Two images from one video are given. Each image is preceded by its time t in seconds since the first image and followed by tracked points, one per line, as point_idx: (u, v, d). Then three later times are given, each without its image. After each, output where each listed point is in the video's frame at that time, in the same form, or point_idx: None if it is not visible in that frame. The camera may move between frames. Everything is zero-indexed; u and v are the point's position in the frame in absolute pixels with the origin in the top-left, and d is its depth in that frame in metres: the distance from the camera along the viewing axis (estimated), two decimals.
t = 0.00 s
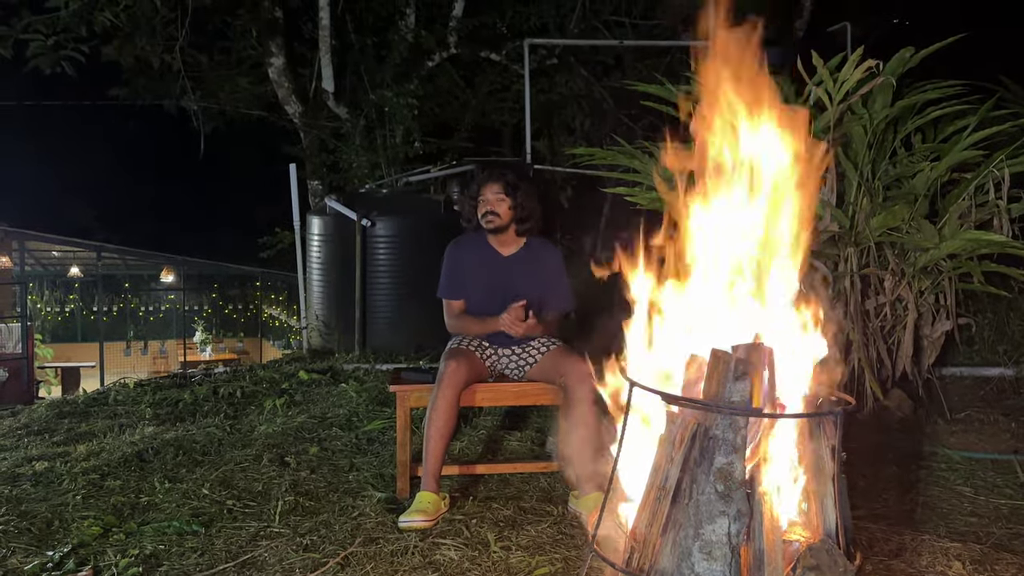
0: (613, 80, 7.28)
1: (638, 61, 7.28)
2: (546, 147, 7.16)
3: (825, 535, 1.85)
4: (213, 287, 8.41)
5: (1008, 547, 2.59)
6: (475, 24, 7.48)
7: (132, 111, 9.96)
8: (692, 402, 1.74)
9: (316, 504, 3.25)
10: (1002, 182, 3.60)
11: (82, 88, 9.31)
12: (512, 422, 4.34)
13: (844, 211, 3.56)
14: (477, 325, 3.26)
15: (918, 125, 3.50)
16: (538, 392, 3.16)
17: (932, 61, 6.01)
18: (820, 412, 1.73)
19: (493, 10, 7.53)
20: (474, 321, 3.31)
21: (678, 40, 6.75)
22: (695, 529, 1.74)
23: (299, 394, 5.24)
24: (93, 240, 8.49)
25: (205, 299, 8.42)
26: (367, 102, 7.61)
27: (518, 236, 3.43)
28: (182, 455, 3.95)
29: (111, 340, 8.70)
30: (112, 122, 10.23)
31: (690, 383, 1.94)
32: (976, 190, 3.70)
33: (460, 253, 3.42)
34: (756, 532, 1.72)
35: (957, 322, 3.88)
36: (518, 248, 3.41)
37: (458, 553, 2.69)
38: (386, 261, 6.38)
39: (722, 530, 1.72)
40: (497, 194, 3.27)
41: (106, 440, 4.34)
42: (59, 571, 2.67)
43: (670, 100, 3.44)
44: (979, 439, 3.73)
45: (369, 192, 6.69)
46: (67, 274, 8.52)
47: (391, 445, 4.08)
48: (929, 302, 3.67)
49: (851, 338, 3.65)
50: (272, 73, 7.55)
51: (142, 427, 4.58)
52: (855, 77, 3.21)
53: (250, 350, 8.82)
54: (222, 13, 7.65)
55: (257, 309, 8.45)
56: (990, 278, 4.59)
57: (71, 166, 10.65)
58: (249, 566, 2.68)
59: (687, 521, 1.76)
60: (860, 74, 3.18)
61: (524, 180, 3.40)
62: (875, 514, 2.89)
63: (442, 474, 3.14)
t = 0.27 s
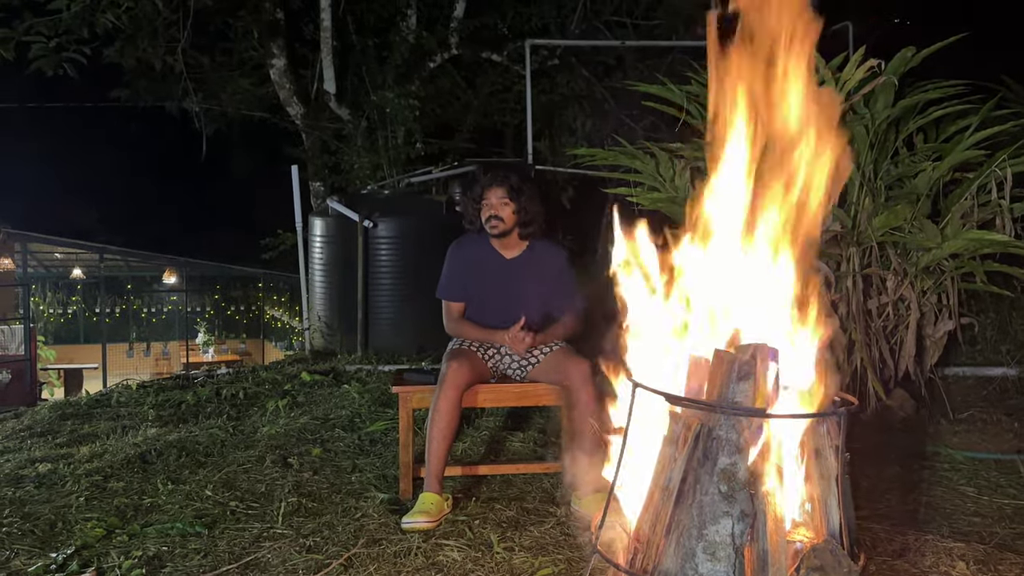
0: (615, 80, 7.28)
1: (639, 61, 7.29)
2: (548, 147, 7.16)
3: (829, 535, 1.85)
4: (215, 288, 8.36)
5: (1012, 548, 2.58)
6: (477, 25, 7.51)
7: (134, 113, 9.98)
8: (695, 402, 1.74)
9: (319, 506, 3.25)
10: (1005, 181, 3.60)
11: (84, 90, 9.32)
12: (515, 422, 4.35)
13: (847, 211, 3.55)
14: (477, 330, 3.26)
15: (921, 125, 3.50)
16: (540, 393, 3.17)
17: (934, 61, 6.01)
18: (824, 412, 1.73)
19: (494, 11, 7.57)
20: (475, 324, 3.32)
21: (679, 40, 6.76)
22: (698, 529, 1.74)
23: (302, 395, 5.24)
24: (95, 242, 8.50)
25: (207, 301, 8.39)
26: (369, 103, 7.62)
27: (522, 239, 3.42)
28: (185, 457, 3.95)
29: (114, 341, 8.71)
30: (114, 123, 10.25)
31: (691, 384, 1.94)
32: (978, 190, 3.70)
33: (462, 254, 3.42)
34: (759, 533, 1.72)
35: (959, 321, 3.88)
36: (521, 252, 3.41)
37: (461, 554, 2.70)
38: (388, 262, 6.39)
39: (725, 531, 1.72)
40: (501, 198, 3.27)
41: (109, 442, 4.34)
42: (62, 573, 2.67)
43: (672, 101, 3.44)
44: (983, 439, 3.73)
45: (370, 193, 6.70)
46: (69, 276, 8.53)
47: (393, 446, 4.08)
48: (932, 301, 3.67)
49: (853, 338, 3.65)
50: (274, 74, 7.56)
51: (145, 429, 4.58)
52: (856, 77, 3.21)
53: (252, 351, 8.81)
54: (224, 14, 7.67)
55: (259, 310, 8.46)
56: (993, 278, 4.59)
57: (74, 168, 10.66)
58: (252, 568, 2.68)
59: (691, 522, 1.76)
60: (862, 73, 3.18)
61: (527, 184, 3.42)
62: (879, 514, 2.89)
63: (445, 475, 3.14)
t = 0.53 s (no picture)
0: (616, 80, 7.29)
1: (640, 61, 7.29)
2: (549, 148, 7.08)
3: (832, 535, 1.85)
4: (217, 290, 8.31)
5: (1015, 547, 2.58)
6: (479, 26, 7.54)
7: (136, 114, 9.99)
8: (698, 402, 1.74)
9: (321, 507, 3.25)
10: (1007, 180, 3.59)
11: (86, 92, 9.35)
12: (517, 423, 4.35)
13: (849, 210, 3.55)
14: (477, 331, 3.27)
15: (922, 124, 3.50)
16: (543, 393, 3.16)
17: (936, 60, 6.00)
18: (827, 412, 1.73)
19: (495, 11, 7.58)
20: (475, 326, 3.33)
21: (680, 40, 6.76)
22: (701, 529, 1.74)
23: (304, 396, 5.24)
24: (98, 244, 8.51)
25: (209, 302, 8.33)
26: (370, 104, 7.63)
27: (524, 240, 3.42)
28: (187, 458, 3.96)
29: (116, 342, 8.72)
30: (116, 125, 10.26)
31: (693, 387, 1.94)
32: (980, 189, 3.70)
33: (464, 255, 3.42)
34: (762, 532, 1.73)
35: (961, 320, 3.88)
36: (523, 253, 3.40)
37: (464, 555, 2.70)
38: (390, 262, 6.39)
39: (728, 531, 1.72)
40: (502, 201, 3.28)
41: (111, 443, 4.35)
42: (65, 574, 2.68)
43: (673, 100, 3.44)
44: (985, 439, 3.73)
45: (371, 194, 6.70)
46: (72, 277, 8.54)
47: (395, 447, 4.08)
48: (934, 300, 3.67)
49: (855, 337, 3.65)
50: (275, 76, 7.55)
51: (147, 430, 4.59)
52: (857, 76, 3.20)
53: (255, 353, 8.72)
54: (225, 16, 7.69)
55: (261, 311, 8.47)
56: (995, 276, 4.58)
57: (75, 170, 10.69)
58: (254, 569, 2.69)
59: (693, 523, 1.76)
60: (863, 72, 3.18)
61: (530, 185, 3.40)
62: (881, 514, 2.89)
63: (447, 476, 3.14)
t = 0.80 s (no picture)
0: (617, 79, 7.29)
1: (641, 60, 7.29)
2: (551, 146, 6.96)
3: (835, 534, 1.84)
4: (220, 290, 8.33)
5: (1019, 545, 2.57)
6: (480, 25, 7.56)
7: (138, 115, 10.00)
8: (700, 401, 1.73)
9: (324, 507, 3.25)
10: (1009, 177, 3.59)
11: (87, 94, 9.37)
12: (519, 422, 4.35)
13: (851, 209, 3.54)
14: (479, 332, 3.28)
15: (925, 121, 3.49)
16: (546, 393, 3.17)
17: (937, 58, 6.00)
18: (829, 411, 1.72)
19: (496, 11, 7.59)
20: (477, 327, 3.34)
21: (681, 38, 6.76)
22: (704, 528, 1.74)
23: (307, 396, 5.25)
24: (100, 244, 8.52)
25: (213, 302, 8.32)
26: (371, 104, 7.63)
27: (526, 240, 3.42)
28: (190, 458, 3.97)
29: (119, 343, 8.74)
30: (118, 126, 10.27)
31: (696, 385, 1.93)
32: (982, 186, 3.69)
33: (466, 256, 3.42)
34: (765, 531, 1.72)
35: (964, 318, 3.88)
36: (526, 253, 3.41)
37: (467, 554, 2.70)
38: (392, 262, 6.40)
39: (731, 529, 1.72)
40: (506, 202, 3.28)
41: (115, 444, 4.36)
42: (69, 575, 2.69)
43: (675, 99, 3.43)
44: (988, 436, 3.72)
45: (373, 194, 6.70)
46: (74, 278, 8.56)
47: (398, 447, 4.09)
48: (936, 298, 3.67)
49: (857, 336, 3.64)
50: (277, 76, 7.55)
51: (150, 430, 4.60)
52: (859, 74, 3.20)
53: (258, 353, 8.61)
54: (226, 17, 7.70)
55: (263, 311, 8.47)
56: (997, 274, 4.58)
57: (77, 171, 10.71)
58: (258, 569, 2.69)
59: (696, 521, 1.76)
60: (865, 70, 3.17)
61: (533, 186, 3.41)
62: (884, 512, 2.89)
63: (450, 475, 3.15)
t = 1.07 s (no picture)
0: (617, 75, 7.28)
1: (641, 56, 7.28)
2: (550, 142, 7.00)
3: (832, 527, 1.86)
4: (220, 287, 8.40)
5: (1017, 539, 2.58)
6: (479, 21, 7.52)
7: (138, 112, 10.00)
8: (699, 397, 1.74)
9: (325, 503, 3.26)
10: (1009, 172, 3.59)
11: (87, 92, 9.37)
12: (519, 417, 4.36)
13: (851, 204, 3.54)
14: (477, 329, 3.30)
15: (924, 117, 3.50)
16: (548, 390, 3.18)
17: (938, 52, 5.98)
18: (828, 406, 1.74)
19: (495, 7, 7.56)
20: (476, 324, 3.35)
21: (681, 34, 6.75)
22: (702, 523, 1.75)
23: (307, 393, 5.26)
24: (100, 242, 8.52)
25: (212, 300, 8.42)
26: (371, 101, 7.62)
27: (524, 237, 3.44)
28: (191, 454, 3.97)
29: (120, 341, 8.75)
30: (118, 124, 10.26)
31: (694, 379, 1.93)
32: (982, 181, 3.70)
33: (465, 253, 3.43)
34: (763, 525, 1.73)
35: (964, 313, 3.88)
36: (524, 250, 3.43)
37: (467, 549, 2.71)
38: (392, 259, 6.40)
39: (729, 523, 1.73)
40: (506, 199, 3.30)
41: (116, 441, 4.37)
42: (71, 571, 2.70)
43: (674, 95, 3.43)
44: (988, 431, 3.73)
45: (373, 191, 6.70)
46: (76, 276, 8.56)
47: (399, 443, 4.09)
48: (936, 293, 3.67)
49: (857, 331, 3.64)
50: (276, 73, 7.55)
51: (151, 427, 4.61)
52: (859, 69, 3.20)
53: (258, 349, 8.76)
54: (225, 14, 7.71)
55: (264, 308, 8.48)
56: (997, 269, 4.58)
57: (78, 169, 10.66)
58: (259, 565, 2.70)
59: (694, 515, 1.76)
60: (864, 65, 3.18)
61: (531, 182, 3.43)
62: (884, 506, 2.89)
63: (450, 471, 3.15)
